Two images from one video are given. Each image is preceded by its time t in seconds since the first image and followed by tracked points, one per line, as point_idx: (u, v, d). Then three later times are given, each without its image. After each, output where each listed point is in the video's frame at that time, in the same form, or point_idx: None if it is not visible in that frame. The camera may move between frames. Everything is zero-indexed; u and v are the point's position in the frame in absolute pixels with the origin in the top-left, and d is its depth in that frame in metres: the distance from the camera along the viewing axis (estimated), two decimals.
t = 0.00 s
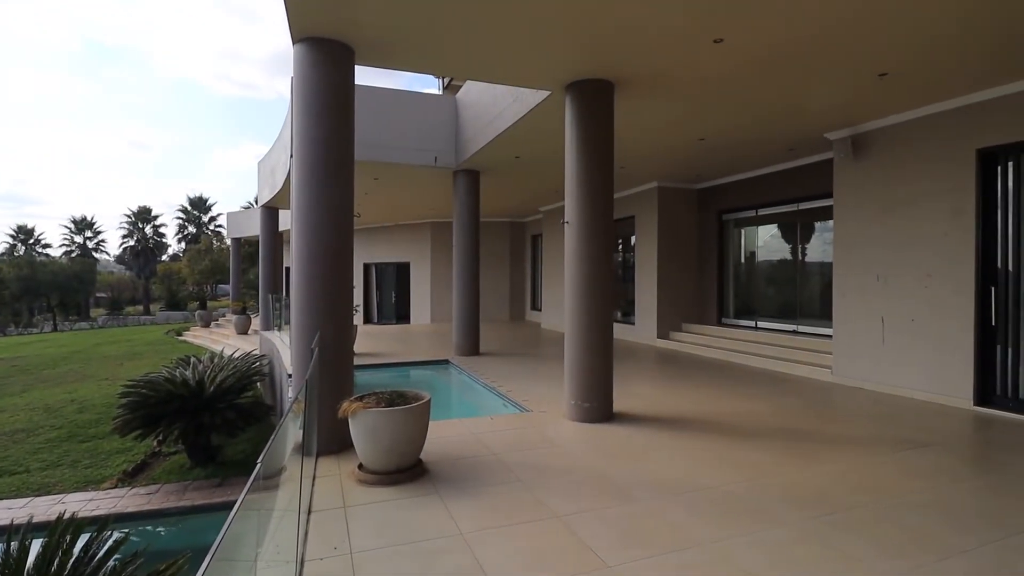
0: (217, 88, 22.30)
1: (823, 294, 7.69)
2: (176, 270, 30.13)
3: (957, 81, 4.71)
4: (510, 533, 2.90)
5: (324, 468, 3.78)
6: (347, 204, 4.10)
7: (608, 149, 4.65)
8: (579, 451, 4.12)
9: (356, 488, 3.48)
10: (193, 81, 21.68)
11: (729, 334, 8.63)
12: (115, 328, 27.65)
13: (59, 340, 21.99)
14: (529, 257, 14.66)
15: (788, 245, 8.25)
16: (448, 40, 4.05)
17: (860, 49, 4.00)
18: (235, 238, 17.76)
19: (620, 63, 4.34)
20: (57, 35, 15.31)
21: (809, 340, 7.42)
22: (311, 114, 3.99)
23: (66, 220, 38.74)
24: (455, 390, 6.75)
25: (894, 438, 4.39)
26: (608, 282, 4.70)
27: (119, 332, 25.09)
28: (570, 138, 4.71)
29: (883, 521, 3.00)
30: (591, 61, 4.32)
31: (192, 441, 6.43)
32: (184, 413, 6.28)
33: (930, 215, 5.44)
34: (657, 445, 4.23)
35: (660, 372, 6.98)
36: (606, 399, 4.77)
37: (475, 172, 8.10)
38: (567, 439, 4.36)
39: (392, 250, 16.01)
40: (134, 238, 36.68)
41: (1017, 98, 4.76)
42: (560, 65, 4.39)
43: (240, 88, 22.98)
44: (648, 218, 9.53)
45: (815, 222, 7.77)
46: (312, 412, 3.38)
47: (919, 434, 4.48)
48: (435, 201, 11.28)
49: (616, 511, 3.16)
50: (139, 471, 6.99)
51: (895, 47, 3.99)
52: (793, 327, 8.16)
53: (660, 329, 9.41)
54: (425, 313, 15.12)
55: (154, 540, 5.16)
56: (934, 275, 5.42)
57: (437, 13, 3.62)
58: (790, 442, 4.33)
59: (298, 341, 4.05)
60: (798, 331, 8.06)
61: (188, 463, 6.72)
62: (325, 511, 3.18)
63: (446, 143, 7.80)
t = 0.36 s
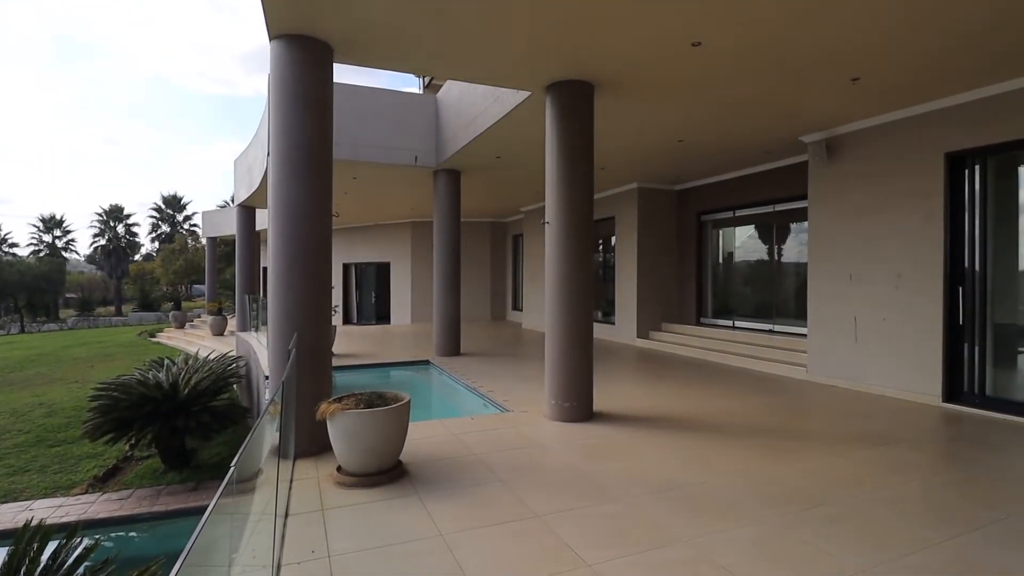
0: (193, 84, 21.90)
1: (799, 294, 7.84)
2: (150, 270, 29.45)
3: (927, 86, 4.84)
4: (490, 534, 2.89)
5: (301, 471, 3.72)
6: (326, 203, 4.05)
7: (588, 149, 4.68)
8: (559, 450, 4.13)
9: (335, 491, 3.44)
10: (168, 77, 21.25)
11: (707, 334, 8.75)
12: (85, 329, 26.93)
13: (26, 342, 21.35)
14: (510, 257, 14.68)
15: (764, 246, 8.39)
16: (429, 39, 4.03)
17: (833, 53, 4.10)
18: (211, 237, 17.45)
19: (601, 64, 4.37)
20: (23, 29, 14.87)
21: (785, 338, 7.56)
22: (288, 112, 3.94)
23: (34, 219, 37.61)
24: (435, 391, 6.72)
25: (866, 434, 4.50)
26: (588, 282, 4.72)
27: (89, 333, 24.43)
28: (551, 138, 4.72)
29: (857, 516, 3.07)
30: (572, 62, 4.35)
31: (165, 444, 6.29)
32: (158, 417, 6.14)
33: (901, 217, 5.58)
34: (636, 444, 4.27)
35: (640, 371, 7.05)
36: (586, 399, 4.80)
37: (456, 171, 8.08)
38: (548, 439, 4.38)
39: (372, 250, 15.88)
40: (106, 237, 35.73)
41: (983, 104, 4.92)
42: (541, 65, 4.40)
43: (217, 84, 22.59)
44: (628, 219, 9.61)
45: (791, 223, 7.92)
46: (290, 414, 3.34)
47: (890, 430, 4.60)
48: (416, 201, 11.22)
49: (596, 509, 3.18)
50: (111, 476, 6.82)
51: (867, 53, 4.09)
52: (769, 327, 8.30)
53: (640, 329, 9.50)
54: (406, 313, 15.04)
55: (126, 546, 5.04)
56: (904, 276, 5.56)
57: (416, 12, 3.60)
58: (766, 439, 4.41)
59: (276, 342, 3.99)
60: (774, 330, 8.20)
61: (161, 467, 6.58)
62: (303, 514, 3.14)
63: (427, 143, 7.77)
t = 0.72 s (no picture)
0: (165, 79, 21.39)
1: (774, 293, 7.99)
2: (121, 270, 28.72)
3: (898, 91, 4.97)
4: (469, 534, 2.89)
5: (277, 474, 3.67)
6: (302, 202, 4.00)
7: (568, 150, 4.70)
8: (538, 450, 4.15)
9: (312, 493, 3.39)
10: (140, 71, 20.72)
11: (685, 333, 8.85)
12: (52, 331, 26.13)
13: None
14: (491, 257, 14.67)
15: (741, 246, 8.53)
16: (408, 38, 4.02)
17: (807, 57, 4.18)
18: (185, 236, 17.09)
19: (580, 65, 4.40)
20: None
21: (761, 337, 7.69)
22: (263, 110, 3.88)
23: None
24: (415, 392, 6.69)
25: (838, 431, 4.60)
26: (567, 282, 4.74)
27: (55, 335, 23.68)
28: (530, 138, 4.73)
29: (830, 511, 3.14)
30: (551, 63, 4.37)
31: (137, 448, 6.15)
32: (129, 420, 6.00)
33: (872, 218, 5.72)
34: (615, 442, 4.31)
35: (619, 370, 7.10)
36: (566, 398, 4.82)
37: (435, 171, 8.04)
38: (527, 438, 4.40)
39: (351, 250, 15.73)
40: (74, 236, 34.74)
41: (951, 109, 5.06)
42: (520, 65, 4.41)
43: (190, 79, 22.11)
44: (608, 219, 9.68)
45: (766, 224, 8.06)
46: (265, 415, 3.29)
47: (861, 427, 4.71)
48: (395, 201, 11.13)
49: (574, 508, 3.20)
50: (79, 482, 6.64)
51: (839, 57, 4.18)
52: (745, 326, 8.44)
53: (620, 328, 9.57)
54: (385, 314, 14.93)
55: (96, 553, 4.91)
56: (875, 275, 5.70)
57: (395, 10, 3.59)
58: (742, 436, 4.48)
59: (251, 342, 3.93)
60: (750, 329, 8.34)
61: (133, 472, 6.42)
62: (279, 518, 3.09)
63: (406, 142, 7.71)
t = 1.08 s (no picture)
0: (137, 74, 20.91)
1: (751, 293, 8.12)
2: (90, 270, 27.96)
3: (869, 94, 5.08)
4: (448, 534, 2.88)
5: (252, 477, 3.61)
6: (278, 201, 3.94)
7: (547, 149, 4.71)
8: (517, 449, 4.16)
9: (288, 496, 3.35)
10: (109, 66, 20.21)
11: (664, 332, 8.95)
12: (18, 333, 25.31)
13: None
14: (471, 257, 14.65)
15: (718, 247, 8.65)
16: (386, 36, 3.99)
17: (782, 60, 4.26)
18: (157, 235, 16.71)
19: (559, 66, 4.42)
20: None
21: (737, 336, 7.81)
22: (238, 107, 3.81)
23: None
24: (394, 392, 6.64)
25: (811, 428, 4.70)
26: (547, 281, 4.76)
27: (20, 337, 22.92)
28: (510, 138, 4.73)
29: (804, 506, 3.20)
30: (531, 63, 4.38)
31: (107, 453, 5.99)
32: (98, 424, 5.84)
33: (845, 219, 5.84)
34: (593, 441, 4.34)
35: (598, 369, 7.15)
36: (545, 398, 4.83)
37: (415, 170, 8.00)
38: (506, 438, 4.40)
39: (329, 249, 15.56)
40: (42, 234, 33.71)
41: (921, 113, 5.20)
42: (500, 65, 4.41)
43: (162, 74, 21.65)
44: (588, 219, 9.73)
45: (743, 225, 8.19)
46: (239, 418, 3.23)
47: (834, 423, 4.81)
48: (374, 199, 11.04)
49: (553, 506, 3.22)
50: (47, 488, 6.45)
51: (813, 60, 4.27)
52: (723, 325, 8.57)
53: (599, 328, 9.64)
54: (365, 314, 14.80)
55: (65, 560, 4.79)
56: (847, 275, 5.83)
57: (373, 8, 3.56)
58: (718, 433, 4.55)
59: (225, 343, 3.86)
60: (727, 328, 8.47)
61: (103, 477, 6.26)
62: (254, 521, 3.05)
63: (386, 140, 7.66)
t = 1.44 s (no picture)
0: (106, 70, 20.40)
1: (727, 292, 8.25)
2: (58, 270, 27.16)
3: (841, 98, 5.20)
4: (425, 535, 2.87)
5: (225, 480, 3.55)
6: (253, 201, 3.88)
7: (527, 149, 4.72)
8: (496, 449, 4.16)
9: (262, 500, 3.30)
10: (76, 60, 19.67)
11: (642, 331, 9.04)
12: None
13: None
14: (451, 256, 14.61)
15: (696, 247, 8.76)
16: (363, 33, 3.96)
17: (757, 62, 4.33)
18: (128, 234, 16.32)
19: (538, 66, 4.43)
20: None
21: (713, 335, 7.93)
22: (210, 105, 3.74)
23: None
24: (372, 393, 6.59)
25: (784, 424, 4.80)
26: (526, 281, 4.77)
27: None
28: (489, 137, 4.73)
29: (777, 501, 3.26)
30: (509, 63, 4.38)
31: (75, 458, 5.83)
32: (66, 428, 5.68)
33: (817, 220, 5.97)
34: (571, 440, 4.36)
35: (576, 368, 7.19)
36: (524, 397, 4.85)
37: (394, 169, 7.95)
38: (484, 437, 4.40)
39: (306, 249, 15.36)
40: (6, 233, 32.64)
41: (890, 117, 5.34)
42: (479, 65, 4.41)
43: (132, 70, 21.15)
44: (567, 219, 9.78)
45: (720, 225, 8.31)
46: (212, 420, 3.18)
47: (806, 420, 4.91)
48: (352, 198, 10.94)
49: (530, 505, 3.23)
50: (12, 495, 6.25)
51: (787, 63, 4.36)
52: (700, 324, 8.70)
53: (579, 327, 9.69)
54: (343, 314, 14.66)
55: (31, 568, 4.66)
56: (819, 275, 5.95)
57: (350, 5, 3.53)
58: (694, 431, 4.61)
59: (197, 345, 3.79)
60: (704, 327, 8.59)
61: (71, 483, 6.10)
62: (227, 525, 3.00)
63: (364, 139, 7.60)
